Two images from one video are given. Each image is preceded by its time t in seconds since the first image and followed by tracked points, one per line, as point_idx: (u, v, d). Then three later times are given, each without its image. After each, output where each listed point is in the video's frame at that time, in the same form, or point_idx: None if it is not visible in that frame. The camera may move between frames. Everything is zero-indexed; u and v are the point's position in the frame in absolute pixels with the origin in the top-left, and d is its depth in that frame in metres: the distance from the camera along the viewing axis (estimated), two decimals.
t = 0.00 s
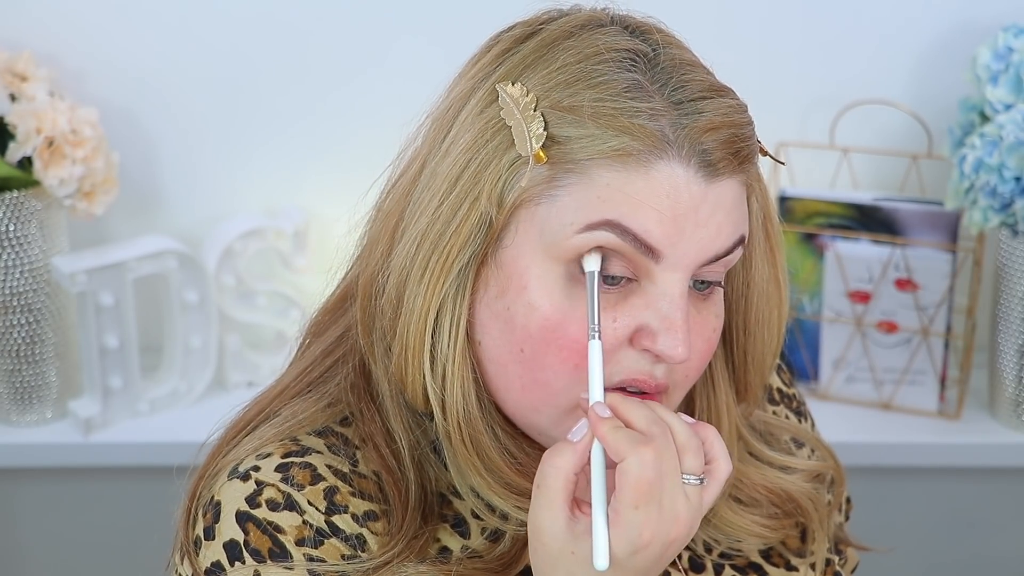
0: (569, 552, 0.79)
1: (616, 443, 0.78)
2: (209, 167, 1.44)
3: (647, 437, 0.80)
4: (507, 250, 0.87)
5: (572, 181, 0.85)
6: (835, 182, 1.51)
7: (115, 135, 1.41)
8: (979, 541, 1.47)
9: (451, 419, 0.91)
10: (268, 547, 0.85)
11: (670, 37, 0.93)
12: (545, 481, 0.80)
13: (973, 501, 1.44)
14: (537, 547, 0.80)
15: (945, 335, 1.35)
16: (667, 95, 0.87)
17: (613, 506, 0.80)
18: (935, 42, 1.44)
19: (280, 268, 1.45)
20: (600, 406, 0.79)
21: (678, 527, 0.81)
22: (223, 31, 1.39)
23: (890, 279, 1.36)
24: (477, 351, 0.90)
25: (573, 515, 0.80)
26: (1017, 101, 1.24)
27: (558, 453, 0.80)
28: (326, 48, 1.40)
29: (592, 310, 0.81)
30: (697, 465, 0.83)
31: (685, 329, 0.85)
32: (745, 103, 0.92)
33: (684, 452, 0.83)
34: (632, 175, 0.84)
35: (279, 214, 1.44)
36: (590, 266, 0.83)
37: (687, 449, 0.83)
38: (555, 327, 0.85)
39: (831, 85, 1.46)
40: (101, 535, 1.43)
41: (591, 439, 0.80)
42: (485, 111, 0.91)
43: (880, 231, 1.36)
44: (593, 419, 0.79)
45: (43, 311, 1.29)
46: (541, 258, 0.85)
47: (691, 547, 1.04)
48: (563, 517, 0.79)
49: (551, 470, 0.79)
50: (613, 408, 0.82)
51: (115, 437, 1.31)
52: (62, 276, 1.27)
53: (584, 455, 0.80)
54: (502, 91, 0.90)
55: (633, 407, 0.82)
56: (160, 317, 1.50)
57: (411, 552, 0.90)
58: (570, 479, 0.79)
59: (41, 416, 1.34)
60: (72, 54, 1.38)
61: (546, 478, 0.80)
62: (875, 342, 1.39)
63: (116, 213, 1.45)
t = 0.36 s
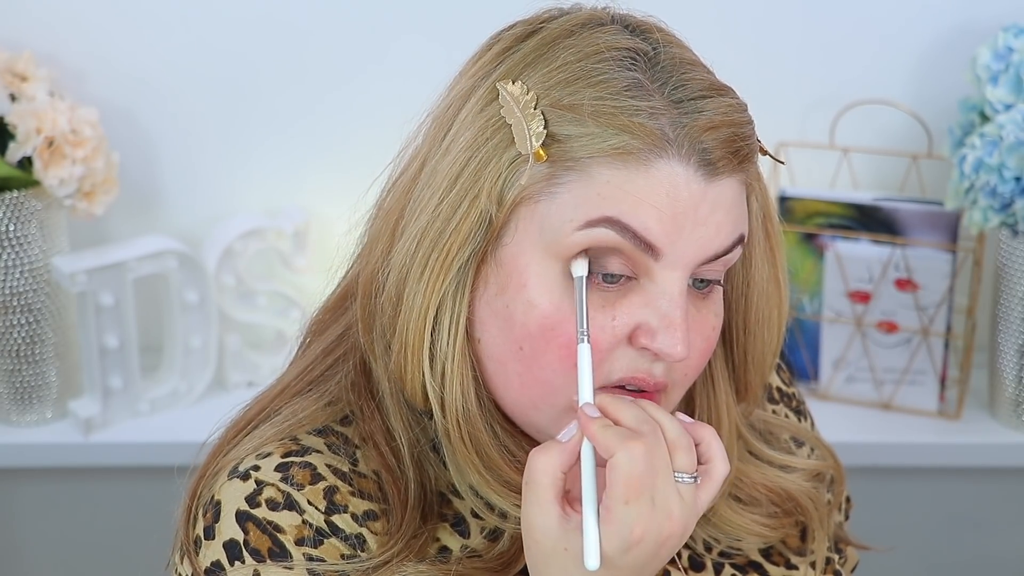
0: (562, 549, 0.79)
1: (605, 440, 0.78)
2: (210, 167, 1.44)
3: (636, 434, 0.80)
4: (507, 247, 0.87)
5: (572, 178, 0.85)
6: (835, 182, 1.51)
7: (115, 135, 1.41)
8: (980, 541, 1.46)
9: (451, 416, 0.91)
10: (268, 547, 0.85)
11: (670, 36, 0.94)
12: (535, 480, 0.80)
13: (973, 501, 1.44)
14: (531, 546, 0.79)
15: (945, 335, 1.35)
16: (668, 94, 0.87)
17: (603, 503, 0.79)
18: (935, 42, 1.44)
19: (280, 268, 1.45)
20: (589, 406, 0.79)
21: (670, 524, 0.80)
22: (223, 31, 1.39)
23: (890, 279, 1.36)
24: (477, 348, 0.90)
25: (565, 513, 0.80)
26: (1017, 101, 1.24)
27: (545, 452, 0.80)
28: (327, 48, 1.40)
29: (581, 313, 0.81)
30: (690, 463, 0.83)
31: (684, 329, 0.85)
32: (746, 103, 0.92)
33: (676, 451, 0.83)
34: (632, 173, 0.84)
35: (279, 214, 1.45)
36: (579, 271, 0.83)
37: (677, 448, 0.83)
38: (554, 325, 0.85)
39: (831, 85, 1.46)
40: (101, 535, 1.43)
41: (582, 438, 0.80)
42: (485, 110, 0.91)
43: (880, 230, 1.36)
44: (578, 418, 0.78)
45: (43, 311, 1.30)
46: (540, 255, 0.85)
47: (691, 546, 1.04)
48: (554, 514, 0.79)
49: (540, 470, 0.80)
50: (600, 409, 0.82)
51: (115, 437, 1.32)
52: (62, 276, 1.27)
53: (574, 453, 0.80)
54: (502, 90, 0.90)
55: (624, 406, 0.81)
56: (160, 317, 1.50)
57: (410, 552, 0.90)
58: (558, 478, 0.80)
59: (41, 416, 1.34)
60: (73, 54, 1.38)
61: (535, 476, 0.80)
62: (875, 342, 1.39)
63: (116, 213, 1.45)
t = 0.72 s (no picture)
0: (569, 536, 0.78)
1: (617, 433, 0.78)
2: (209, 167, 1.44)
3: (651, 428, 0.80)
4: (506, 242, 0.87)
5: (566, 170, 0.85)
6: (835, 182, 1.51)
7: (115, 135, 1.41)
8: (980, 541, 1.46)
9: (454, 414, 0.91)
10: (272, 546, 0.85)
11: (656, 27, 0.94)
12: (543, 470, 0.80)
13: (973, 501, 1.44)
14: (538, 534, 0.79)
15: (945, 335, 1.35)
16: (655, 81, 0.87)
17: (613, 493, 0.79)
18: (935, 42, 1.44)
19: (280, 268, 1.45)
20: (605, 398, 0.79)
21: (680, 517, 0.79)
22: (222, 31, 1.39)
23: (891, 279, 1.36)
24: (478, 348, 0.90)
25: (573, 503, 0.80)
26: (1017, 101, 1.24)
27: (557, 442, 0.80)
28: (327, 49, 1.41)
29: (605, 304, 0.80)
30: (704, 458, 0.83)
31: (684, 317, 0.85)
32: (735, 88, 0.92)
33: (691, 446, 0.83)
34: (624, 161, 0.84)
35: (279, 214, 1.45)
36: (604, 261, 0.83)
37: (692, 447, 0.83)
38: (551, 321, 0.85)
39: (831, 85, 1.46)
40: (101, 535, 1.43)
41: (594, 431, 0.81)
42: (475, 109, 0.91)
43: (880, 230, 1.36)
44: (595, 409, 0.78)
45: (44, 311, 1.30)
46: (539, 249, 0.85)
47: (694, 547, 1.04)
48: (563, 503, 0.79)
49: (550, 459, 0.80)
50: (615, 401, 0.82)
51: (116, 437, 1.31)
52: (62, 276, 1.27)
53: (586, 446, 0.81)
54: (491, 88, 0.90)
55: (639, 398, 0.82)
56: (160, 318, 1.50)
57: (415, 552, 0.90)
58: (568, 468, 0.80)
59: (41, 416, 1.34)
60: (73, 54, 1.38)
61: (544, 467, 0.80)
62: (875, 342, 1.39)
63: (116, 214, 1.45)
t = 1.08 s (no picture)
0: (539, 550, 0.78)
1: (585, 449, 0.77)
2: (209, 166, 1.44)
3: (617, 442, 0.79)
4: (499, 244, 0.87)
5: (559, 174, 0.85)
6: (835, 183, 1.51)
7: (115, 135, 1.42)
8: (980, 542, 1.46)
9: (442, 411, 0.91)
10: (266, 550, 0.85)
11: (659, 32, 0.94)
12: (513, 483, 0.79)
13: (973, 501, 1.44)
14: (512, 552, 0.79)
15: (945, 335, 1.35)
16: (654, 87, 0.87)
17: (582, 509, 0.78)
18: (935, 42, 1.44)
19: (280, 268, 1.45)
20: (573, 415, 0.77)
21: (652, 530, 0.79)
22: (221, 31, 1.39)
23: (891, 279, 1.36)
24: (470, 346, 0.90)
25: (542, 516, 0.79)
26: (1017, 101, 1.24)
27: (525, 459, 0.79)
28: (327, 48, 1.41)
29: (570, 317, 0.79)
30: (676, 469, 0.81)
31: (674, 324, 0.85)
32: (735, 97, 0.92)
33: (660, 457, 0.82)
34: (618, 167, 0.84)
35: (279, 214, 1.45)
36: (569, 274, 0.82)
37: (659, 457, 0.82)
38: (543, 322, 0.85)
39: (831, 85, 1.46)
40: (101, 535, 1.43)
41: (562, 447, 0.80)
42: (474, 109, 0.91)
43: (880, 230, 1.36)
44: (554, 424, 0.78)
45: (43, 311, 1.30)
46: (529, 252, 0.85)
47: (688, 548, 1.04)
48: (534, 520, 0.78)
49: (519, 475, 0.79)
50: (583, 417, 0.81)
51: (115, 437, 1.32)
52: (62, 276, 1.27)
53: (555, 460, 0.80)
54: (491, 88, 0.90)
55: (605, 412, 0.81)
56: (160, 317, 1.50)
57: (407, 556, 0.90)
58: (535, 484, 0.79)
59: (41, 416, 1.34)
60: (73, 54, 1.38)
61: (514, 484, 0.79)
62: (875, 341, 1.39)
63: (116, 213, 1.45)
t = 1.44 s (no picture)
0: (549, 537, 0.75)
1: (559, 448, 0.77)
2: (209, 167, 1.44)
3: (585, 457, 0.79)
4: (478, 253, 0.88)
5: (533, 189, 0.84)
6: (835, 183, 1.51)
7: (115, 135, 1.41)
8: (980, 541, 1.46)
9: (431, 414, 0.92)
10: (258, 549, 0.86)
11: (606, 11, 0.92)
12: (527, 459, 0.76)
13: (973, 501, 1.44)
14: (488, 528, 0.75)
15: (945, 335, 1.35)
16: (609, 78, 0.86)
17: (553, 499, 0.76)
18: (935, 42, 1.44)
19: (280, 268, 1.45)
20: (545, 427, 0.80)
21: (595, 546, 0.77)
22: (221, 31, 1.39)
23: (891, 279, 1.36)
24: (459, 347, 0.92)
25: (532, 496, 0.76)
26: (1017, 101, 1.24)
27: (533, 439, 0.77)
28: (327, 49, 1.41)
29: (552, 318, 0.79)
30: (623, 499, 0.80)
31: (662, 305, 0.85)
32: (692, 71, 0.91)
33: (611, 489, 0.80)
34: (586, 173, 0.84)
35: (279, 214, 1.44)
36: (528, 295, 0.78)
37: (605, 469, 0.81)
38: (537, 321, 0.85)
39: (831, 85, 1.46)
40: (101, 535, 1.43)
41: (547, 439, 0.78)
42: (436, 117, 0.90)
43: (880, 230, 1.36)
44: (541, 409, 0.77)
45: (43, 311, 1.30)
46: (510, 261, 0.85)
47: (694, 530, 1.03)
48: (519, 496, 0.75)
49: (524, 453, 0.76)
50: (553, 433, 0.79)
51: (116, 437, 1.31)
52: (62, 276, 1.27)
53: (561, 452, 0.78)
54: (448, 95, 0.89)
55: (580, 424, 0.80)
56: (160, 317, 1.50)
57: (399, 555, 0.90)
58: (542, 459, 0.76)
59: (41, 416, 1.34)
60: (73, 54, 1.38)
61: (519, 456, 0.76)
62: (875, 341, 1.39)
63: (116, 214, 1.45)
